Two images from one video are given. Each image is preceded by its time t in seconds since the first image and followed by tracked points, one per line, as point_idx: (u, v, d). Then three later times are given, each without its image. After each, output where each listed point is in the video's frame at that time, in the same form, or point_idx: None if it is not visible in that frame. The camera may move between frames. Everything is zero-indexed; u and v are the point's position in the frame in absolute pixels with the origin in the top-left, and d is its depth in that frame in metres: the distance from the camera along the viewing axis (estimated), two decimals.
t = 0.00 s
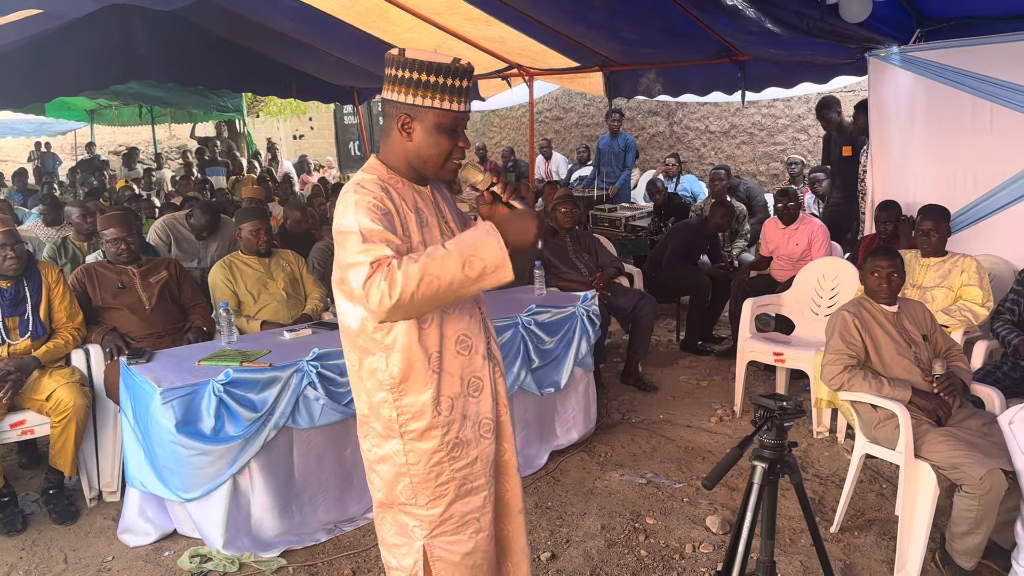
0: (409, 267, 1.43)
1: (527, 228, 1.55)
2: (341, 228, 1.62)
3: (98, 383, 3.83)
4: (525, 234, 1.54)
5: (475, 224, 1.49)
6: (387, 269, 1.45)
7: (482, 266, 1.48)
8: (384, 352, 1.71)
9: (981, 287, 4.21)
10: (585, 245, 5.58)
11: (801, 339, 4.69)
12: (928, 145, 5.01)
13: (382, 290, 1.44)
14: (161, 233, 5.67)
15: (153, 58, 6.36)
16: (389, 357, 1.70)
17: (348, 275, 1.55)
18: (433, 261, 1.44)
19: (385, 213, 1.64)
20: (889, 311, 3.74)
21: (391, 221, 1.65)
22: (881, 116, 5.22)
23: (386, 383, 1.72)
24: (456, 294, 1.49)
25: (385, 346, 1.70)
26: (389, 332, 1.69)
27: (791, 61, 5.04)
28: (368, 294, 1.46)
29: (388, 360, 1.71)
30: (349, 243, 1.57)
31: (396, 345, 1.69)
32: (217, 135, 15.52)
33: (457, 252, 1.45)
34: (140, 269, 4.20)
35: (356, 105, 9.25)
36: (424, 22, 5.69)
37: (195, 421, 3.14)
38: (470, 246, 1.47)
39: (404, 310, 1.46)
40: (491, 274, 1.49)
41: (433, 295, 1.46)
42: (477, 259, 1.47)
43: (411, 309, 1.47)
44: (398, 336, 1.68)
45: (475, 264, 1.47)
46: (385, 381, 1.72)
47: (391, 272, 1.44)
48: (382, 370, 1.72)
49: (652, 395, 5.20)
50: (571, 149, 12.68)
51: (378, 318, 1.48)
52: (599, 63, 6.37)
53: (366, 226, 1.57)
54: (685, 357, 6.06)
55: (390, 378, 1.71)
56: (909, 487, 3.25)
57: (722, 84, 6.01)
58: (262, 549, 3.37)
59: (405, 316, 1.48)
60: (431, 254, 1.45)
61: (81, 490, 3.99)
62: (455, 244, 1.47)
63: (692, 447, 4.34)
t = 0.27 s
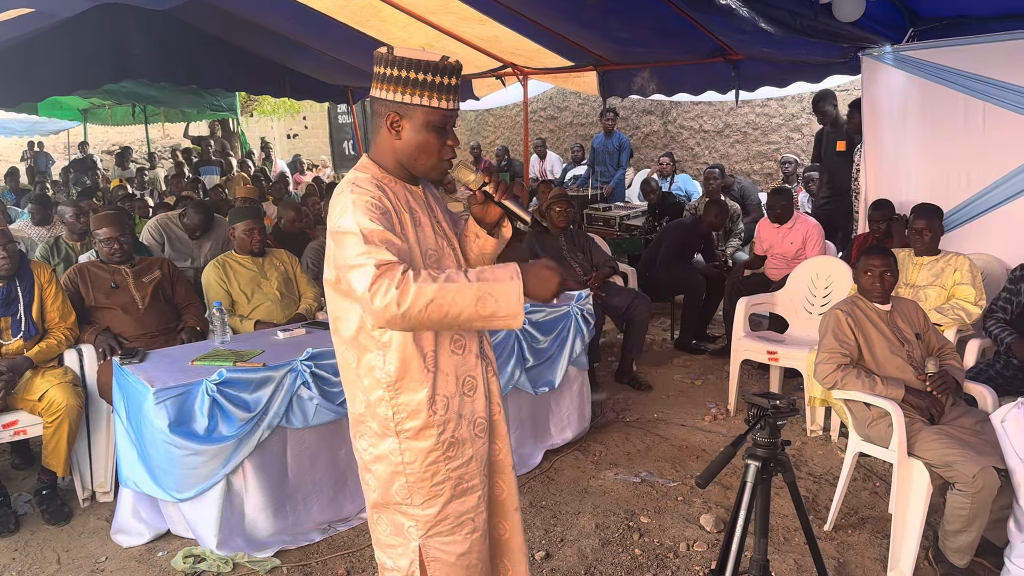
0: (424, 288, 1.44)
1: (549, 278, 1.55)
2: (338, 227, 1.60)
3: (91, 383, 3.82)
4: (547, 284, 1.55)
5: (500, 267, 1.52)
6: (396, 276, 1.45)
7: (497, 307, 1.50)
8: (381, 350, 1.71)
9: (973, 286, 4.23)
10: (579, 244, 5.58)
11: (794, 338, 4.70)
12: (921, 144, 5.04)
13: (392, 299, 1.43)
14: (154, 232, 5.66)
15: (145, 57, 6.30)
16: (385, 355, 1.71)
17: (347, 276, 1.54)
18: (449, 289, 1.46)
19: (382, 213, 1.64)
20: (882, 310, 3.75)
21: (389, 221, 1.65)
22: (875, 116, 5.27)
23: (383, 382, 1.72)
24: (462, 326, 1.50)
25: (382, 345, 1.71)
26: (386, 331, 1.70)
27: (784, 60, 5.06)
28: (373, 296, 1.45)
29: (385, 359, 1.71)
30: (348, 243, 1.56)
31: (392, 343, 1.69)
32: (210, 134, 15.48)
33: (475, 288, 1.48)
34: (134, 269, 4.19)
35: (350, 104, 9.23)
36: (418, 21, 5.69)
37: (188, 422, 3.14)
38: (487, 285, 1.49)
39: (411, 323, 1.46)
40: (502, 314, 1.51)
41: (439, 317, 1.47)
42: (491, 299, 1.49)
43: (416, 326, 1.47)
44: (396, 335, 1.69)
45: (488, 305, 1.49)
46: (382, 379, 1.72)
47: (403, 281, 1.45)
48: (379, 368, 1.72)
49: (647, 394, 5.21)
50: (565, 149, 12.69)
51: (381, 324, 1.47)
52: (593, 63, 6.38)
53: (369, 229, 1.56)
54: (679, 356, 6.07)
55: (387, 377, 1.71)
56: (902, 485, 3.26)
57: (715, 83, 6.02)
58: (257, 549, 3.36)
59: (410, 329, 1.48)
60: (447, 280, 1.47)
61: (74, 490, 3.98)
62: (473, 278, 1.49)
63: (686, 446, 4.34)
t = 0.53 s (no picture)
0: (418, 259, 1.45)
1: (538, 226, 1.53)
2: (333, 219, 1.59)
3: (84, 383, 3.81)
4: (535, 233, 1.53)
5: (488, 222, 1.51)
6: (393, 258, 1.46)
7: (491, 261, 1.50)
8: (380, 346, 1.70)
9: (966, 284, 4.25)
10: (573, 243, 5.59)
11: (788, 336, 4.71)
12: (914, 143, 5.06)
13: (388, 279, 1.45)
14: (148, 232, 5.64)
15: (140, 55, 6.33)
16: (384, 351, 1.70)
17: (345, 266, 1.54)
18: (442, 254, 1.46)
19: (378, 205, 1.63)
20: (875, 308, 3.76)
21: (386, 213, 1.64)
22: (869, 115, 5.26)
23: (381, 378, 1.72)
24: (462, 287, 1.51)
25: (380, 340, 1.70)
26: (384, 326, 1.69)
27: (778, 58, 5.07)
28: (371, 282, 1.46)
29: (384, 354, 1.70)
30: (344, 234, 1.55)
31: (391, 339, 1.69)
32: (205, 133, 15.44)
33: (467, 245, 1.47)
34: (127, 268, 4.18)
35: (344, 102, 9.22)
36: (412, 20, 5.68)
37: (182, 420, 3.13)
38: (478, 241, 1.48)
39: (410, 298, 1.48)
40: (500, 268, 1.51)
41: (438, 285, 1.48)
42: (486, 254, 1.49)
43: (416, 297, 1.48)
44: (394, 330, 1.68)
45: (485, 259, 1.49)
46: (380, 375, 1.71)
47: (397, 262, 1.45)
48: (378, 364, 1.71)
49: (641, 392, 5.22)
50: (560, 147, 12.69)
51: (381, 305, 1.49)
52: (587, 61, 6.38)
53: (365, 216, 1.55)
54: (674, 354, 6.08)
55: (385, 373, 1.71)
56: (895, 483, 3.27)
57: (710, 82, 6.03)
58: (251, 548, 3.36)
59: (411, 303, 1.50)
60: (440, 245, 1.47)
61: (67, 490, 3.97)
62: (465, 237, 1.48)
63: (680, 444, 4.35)
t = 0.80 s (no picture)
0: (443, 258, 1.42)
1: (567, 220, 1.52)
2: (340, 221, 1.58)
3: (79, 382, 3.81)
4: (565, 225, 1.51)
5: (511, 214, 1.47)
6: (414, 258, 1.43)
7: (518, 256, 1.45)
8: (381, 344, 1.70)
9: (960, 282, 4.26)
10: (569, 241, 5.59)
11: (783, 333, 4.72)
12: (908, 141, 5.08)
13: (412, 278, 1.42)
14: (142, 230, 5.63)
15: (136, 52, 6.38)
16: (386, 348, 1.69)
17: (360, 268, 1.52)
18: (465, 251, 1.42)
19: (381, 203, 1.62)
20: (870, 305, 3.77)
21: (389, 211, 1.63)
22: (863, 111, 5.31)
23: (383, 375, 1.71)
24: (489, 285, 1.46)
25: (383, 337, 1.69)
26: (387, 323, 1.68)
27: (773, 56, 5.07)
28: (394, 282, 1.44)
29: (386, 351, 1.70)
30: (354, 237, 1.54)
31: (393, 336, 1.68)
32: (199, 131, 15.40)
33: (492, 241, 1.43)
34: (121, 267, 4.18)
35: (339, 100, 9.20)
36: (406, 18, 5.68)
37: (177, 419, 3.13)
38: (503, 235, 1.45)
39: (436, 299, 1.44)
40: (526, 263, 1.46)
41: (464, 284, 1.44)
42: (512, 250, 1.44)
43: (443, 297, 1.45)
44: (397, 326, 1.67)
45: (510, 256, 1.44)
46: (381, 373, 1.71)
47: (420, 262, 1.43)
48: (379, 362, 1.71)
49: (637, 390, 5.22)
50: (555, 145, 12.69)
51: (407, 307, 1.46)
52: (582, 59, 6.38)
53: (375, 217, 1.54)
54: (669, 352, 6.09)
55: (387, 370, 1.70)
56: (890, 479, 3.28)
57: (705, 80, 6.04)
58: (246, 547, 3.35)
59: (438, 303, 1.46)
60: (463, 242, 1.43)
61: (62, 489, 3.96)
62: (490, 232, 1.44)
63: (676, 442, 4.36)
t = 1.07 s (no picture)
0: (441, 285, 1.41)
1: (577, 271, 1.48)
2: (335, 228, 1.58)
3: (76, 380, 3.81)
4: (572, 276, 1.48)
5: (518, 258, 1.49)
6: (409, 278, 1.42)
7: (515, 300, 1.47)
8: (376, 347, 1.70)
9: (957, 279, 4.27)
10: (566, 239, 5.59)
11: (780, 331, 4.73)
12: (905, 139, 5.09)
13: (406, 298, 1.41)
14: (139, 229, 5.64)
15: (133, 55, 6.34)
16: (381, 352, 1.69)
17: (354, 278, 1.51)
18: (464, 283, 1.43)
19: (377, 210, 1.62)
20: (867, 303, 3.77)
21: (384, 218, 1.63)
22: (860, 110, 5.33)
23: (378, 378, 1.71)
24: (482, 320, 1.47)
25: (378, 342, 1.69)
26: (381, 328, 1.68)
27: (770, 54, 5.08)
28: (388, 297, 1.43)
29: (381, 355, 1.69)
30: (349, 246, 1.54)
31: (388, 340, 1.68)
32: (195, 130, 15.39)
33: (493, 282, 1.45)
34: (118, 265, 4.18)
35: (336, 99, 9.20)
36: (403, 16, 5.67)
37: (174, 419, 3.12)
38: (505, 277, 1.46)
39: (428, 322, 1.44)
40: (521, 308, 1.48)
41: (457, 313, 1.44)
42: (510, 292, 1.46)
43: (434, 322, 1.44)
44: (391, 330, 1.67)
45: (507, 298, 1.46)
46: (376, 376, 1.71)
47: (416, 283, 1.42)
48: (374, 365, 1.71)
49: (634, 388, 5.23)
50: (552, 143, 12.70)
51: (397, 323, 1.45)
52: (579, 57, 6.38)
53: (373, 228, 1.53)
54: (666, 350, 6.10)
55: (382, 374, 1.70)
56: (887, 477, 3.28)
57: (702, 78, 6.05)
58: (245, 546, 3.35)
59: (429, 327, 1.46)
60: (462, 274, 1.44)
61: (59, 488, 3.96)
62: (490, 273, 1.46)
63: (673, 440, 4.36)
